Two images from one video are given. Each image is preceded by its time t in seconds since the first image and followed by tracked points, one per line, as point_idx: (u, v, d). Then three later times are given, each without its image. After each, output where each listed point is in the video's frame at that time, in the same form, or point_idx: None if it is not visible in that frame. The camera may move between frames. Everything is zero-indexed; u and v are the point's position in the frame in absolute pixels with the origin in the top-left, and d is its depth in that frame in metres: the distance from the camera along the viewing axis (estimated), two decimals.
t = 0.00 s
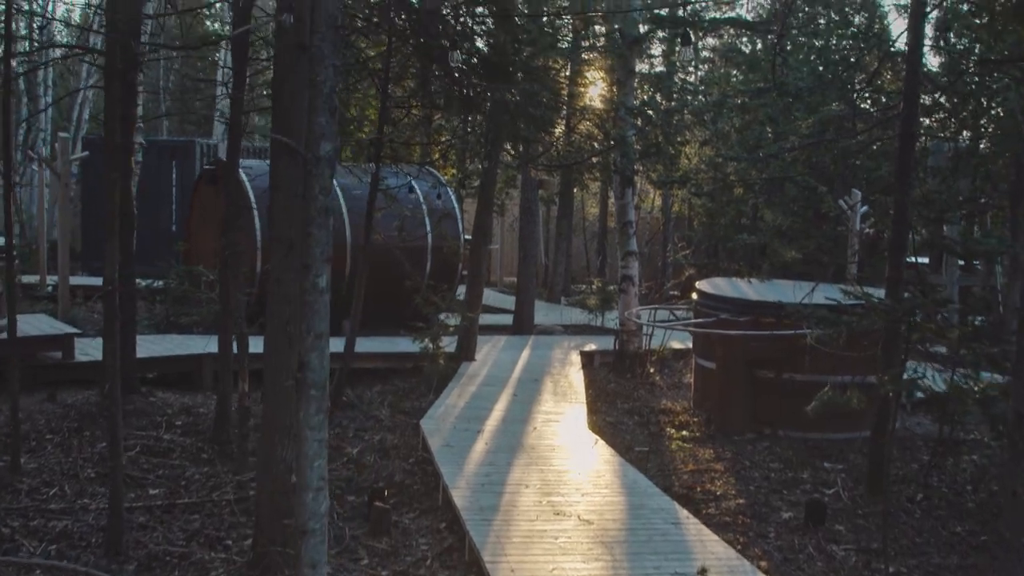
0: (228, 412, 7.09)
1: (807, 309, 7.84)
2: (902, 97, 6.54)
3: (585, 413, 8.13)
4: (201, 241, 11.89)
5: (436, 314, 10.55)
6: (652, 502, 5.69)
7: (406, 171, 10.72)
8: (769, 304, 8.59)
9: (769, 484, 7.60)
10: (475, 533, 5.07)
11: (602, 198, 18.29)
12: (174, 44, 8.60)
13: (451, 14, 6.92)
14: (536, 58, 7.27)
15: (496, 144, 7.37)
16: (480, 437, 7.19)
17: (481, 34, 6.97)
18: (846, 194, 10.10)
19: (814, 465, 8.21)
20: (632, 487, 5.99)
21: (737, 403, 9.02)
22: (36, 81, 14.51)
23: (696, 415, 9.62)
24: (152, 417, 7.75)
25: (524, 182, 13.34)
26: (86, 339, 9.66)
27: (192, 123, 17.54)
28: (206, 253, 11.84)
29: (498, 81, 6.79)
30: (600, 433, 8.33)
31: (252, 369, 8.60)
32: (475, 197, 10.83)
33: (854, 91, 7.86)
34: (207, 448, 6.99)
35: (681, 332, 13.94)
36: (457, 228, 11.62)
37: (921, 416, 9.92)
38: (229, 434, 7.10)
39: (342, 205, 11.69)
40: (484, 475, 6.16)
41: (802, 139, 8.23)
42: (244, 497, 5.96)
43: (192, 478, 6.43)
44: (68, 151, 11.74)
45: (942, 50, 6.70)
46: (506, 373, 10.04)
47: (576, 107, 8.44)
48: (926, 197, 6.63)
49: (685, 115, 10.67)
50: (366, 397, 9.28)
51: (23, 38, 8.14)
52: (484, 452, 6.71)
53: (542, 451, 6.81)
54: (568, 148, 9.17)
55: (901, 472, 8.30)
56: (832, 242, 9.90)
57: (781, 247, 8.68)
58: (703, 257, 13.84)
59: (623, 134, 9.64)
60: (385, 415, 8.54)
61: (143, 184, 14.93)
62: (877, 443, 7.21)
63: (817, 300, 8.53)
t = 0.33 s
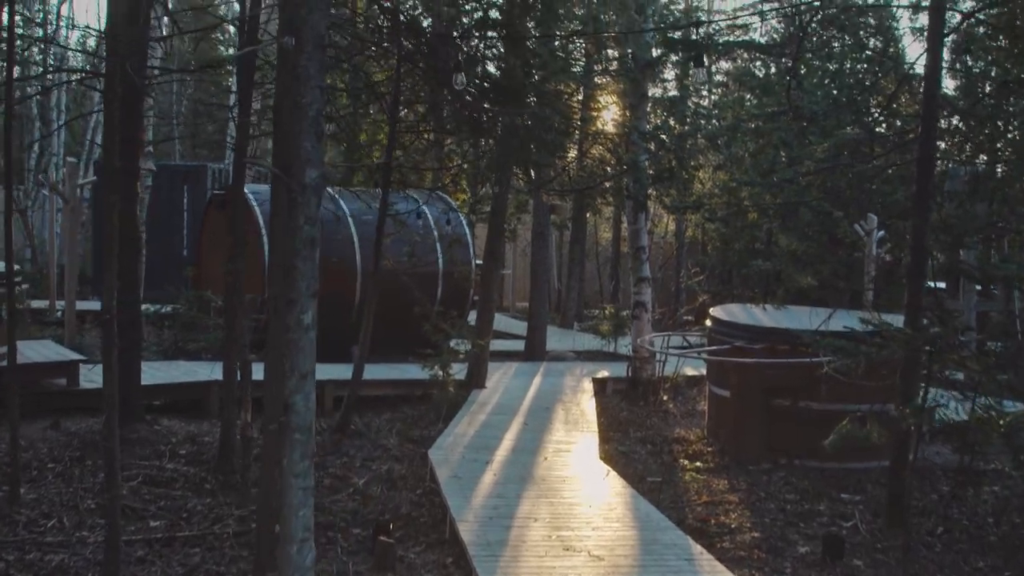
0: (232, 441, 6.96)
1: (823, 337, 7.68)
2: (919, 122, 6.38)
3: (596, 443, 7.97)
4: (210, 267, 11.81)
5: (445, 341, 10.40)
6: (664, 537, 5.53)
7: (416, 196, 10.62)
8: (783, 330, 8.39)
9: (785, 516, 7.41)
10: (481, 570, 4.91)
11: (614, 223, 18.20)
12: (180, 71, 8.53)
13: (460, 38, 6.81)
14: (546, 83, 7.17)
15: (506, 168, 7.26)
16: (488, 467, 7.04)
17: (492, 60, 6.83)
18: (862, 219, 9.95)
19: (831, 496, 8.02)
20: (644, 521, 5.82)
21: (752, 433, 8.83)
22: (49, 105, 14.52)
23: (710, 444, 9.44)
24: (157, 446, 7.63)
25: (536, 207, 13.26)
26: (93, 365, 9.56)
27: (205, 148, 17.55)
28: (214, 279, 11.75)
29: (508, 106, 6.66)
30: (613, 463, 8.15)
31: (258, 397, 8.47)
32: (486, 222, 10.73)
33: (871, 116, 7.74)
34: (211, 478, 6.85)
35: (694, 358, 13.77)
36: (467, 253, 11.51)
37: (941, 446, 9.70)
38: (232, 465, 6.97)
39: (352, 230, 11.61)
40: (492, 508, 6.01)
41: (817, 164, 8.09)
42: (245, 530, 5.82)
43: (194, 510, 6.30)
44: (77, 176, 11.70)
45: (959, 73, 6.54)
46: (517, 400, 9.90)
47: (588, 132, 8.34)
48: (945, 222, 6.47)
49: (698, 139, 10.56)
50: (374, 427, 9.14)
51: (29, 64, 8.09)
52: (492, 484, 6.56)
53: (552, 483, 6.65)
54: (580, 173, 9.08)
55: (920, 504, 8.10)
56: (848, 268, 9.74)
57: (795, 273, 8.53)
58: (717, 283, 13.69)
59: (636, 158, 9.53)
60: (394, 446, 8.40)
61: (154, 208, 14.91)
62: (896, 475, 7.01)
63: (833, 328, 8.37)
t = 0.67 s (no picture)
0: (234, 468, 6.82)
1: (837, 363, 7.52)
2: (939, 142, 6.10)
3: (605, 470, 7.80)
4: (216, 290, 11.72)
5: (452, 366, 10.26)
6: (675, 569, 5.36)
7: (424, 219, 10.53)
8: (796, 355, 8.23)
9: (799, 546, 7.23)
10: None
11: (625, 247, 18.08)
12: (185, 92, 8.45)
13: (467, 60, 6.70)
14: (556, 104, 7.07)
15: (514, 190, 7.14)
16: (495, 496, 6.88)
17: (501, 81, 6.85)
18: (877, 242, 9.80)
19: (847, 525, 7.82)
20: (655, 552, 5.65)
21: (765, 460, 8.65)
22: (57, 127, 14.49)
23: (722, 471, 9.25)
24: (158, 471, 7.50)
25: (546, 231, 13.15)
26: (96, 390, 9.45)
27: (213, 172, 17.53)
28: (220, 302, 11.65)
29: (516, 126, 6.64)
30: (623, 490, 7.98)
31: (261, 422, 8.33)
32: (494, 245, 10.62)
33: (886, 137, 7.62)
34: (212, 507, 6.71)
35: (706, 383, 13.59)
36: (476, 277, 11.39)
37: (958, 474, 9.49)
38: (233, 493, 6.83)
39: (359, 253, 11.51)
40: (498, 538, 5.85)
41: (831, 185, 7.94)
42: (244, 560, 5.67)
43: (193, 539, 6.16)
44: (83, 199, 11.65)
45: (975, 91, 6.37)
46: (525, 426, 9.74)
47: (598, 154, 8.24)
48: (962, 245, 6.31)
49: (709, 161, 10.45)
50: (380, 453, 9.00)
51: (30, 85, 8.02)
52: (499, 513, 6.40)
53: (561, 513, 6.49)
54: (589, 196, 8.98)
55: (939, 533, 7.90)
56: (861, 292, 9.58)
57: (807, 297, 8.38)
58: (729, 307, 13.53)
59: (646, 181, 9.42)
60: (399, 473, 8.25)
61: (161, 230, 14.87)
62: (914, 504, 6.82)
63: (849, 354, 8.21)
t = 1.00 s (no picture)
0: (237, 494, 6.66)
1: (854, 388, 7.35)
2: (957, 162, 5.85)
3: (617, 497, 7.62)
4: (223, 311, 11.63)
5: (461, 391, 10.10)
6: None
7: (432, 241, 10.43)
8: (810, 379, 8.07)
9: None
10: None
11: (636, 269, 17.93)
12: (192, 111, 8.38)
13: (477, 81, 6.58)
14: (567, 123, 6.94)
15: (523, 211, 7.01)
16: (504, 524, 6.71)
17: (512, 102, 6.64)
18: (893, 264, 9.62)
19: (865, 554, 7.62)
20: None
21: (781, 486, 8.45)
22: (68, 148, 14.47)
23: (737, 497, 9.07)
24: (161, 496, 7.35)
25: (557, 252, 13.02)
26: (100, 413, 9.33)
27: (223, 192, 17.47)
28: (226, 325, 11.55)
29: (526, 147, 6.51)
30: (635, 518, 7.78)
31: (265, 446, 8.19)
32: (504, 266, 10.50)
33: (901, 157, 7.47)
34: (214, 534, 6.56)
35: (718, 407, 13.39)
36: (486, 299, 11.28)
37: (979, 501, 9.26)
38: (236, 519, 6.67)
39: (367, 275, 11.41)
40: (506, 568, 5.68)
41: (847, 207, 7.78)
42: None
43: (194, 567, 6.01)
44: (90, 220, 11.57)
45: (993, 109, 6.20)
46: (535, 450, 9.57)
47: (609, 175, 8.13)
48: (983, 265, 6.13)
49: (722, 182, 10.30)
50: (388, 479, 8.85)
51: (37, 104, 7.95)
52: (508, 542, 6.24)
53: (571, 541, 6.32)
54: (601, 217, 8.85)
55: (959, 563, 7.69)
56: (877, 315, 9.40)
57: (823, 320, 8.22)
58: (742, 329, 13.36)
59: (658, 203, 9.29)
60: (407, 500, 8.08)
61: (169, 251, 14.82)
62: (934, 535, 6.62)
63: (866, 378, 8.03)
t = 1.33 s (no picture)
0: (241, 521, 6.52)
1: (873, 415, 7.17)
2: (979, 183, 5.66)
3: (630, 525, 7.44)
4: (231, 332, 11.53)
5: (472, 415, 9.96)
6: None
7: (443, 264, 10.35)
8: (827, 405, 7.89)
9: None
10: None
11: (650, 291, 17.77)
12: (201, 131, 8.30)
13: (489, 102, 6.48)
14: (579, 143, 7.00)
15: (535, 233, 6.89)
16: (514, 553, 6.54)
17: (523, 122, 6.56)
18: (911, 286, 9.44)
19: None
20: None
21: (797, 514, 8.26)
22: (79, 170, 14.43)
23: (752, 525, 8.87)
24: (165, 522, 7.22)
25: (569, 275, 12.88)
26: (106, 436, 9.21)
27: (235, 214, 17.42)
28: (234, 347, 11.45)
29: (537, 166, 6.37)
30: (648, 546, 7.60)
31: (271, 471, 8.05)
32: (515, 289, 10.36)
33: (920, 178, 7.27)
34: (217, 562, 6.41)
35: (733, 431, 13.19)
36: (497, 322, 11.20)
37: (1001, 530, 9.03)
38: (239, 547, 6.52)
39: (377, 298, 11.35)
40: None
41: (864, 229, 7.61)
42: None
43: None
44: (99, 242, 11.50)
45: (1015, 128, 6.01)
46: (546, 477, 9.40)
47: (622, 197, 8.00)
48: (1006, 289, 5.94)
49: (736, 204, 10.15)
50: (397, 505, 8.69)
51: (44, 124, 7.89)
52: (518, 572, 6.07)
53: (583, 572, 6.15)
54: (613, 239, 8.71)
55: None
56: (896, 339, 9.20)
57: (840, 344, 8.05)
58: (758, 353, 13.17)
59: (671, 225, 9.15)
60: (414, 527, 7.91)
61: (180, 272, 14.77)
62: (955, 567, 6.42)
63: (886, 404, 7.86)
